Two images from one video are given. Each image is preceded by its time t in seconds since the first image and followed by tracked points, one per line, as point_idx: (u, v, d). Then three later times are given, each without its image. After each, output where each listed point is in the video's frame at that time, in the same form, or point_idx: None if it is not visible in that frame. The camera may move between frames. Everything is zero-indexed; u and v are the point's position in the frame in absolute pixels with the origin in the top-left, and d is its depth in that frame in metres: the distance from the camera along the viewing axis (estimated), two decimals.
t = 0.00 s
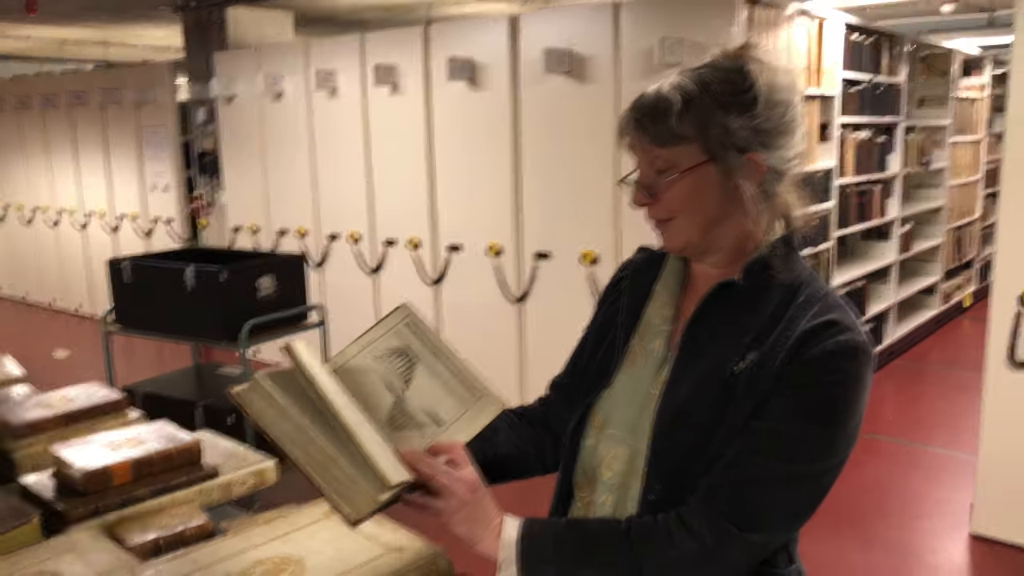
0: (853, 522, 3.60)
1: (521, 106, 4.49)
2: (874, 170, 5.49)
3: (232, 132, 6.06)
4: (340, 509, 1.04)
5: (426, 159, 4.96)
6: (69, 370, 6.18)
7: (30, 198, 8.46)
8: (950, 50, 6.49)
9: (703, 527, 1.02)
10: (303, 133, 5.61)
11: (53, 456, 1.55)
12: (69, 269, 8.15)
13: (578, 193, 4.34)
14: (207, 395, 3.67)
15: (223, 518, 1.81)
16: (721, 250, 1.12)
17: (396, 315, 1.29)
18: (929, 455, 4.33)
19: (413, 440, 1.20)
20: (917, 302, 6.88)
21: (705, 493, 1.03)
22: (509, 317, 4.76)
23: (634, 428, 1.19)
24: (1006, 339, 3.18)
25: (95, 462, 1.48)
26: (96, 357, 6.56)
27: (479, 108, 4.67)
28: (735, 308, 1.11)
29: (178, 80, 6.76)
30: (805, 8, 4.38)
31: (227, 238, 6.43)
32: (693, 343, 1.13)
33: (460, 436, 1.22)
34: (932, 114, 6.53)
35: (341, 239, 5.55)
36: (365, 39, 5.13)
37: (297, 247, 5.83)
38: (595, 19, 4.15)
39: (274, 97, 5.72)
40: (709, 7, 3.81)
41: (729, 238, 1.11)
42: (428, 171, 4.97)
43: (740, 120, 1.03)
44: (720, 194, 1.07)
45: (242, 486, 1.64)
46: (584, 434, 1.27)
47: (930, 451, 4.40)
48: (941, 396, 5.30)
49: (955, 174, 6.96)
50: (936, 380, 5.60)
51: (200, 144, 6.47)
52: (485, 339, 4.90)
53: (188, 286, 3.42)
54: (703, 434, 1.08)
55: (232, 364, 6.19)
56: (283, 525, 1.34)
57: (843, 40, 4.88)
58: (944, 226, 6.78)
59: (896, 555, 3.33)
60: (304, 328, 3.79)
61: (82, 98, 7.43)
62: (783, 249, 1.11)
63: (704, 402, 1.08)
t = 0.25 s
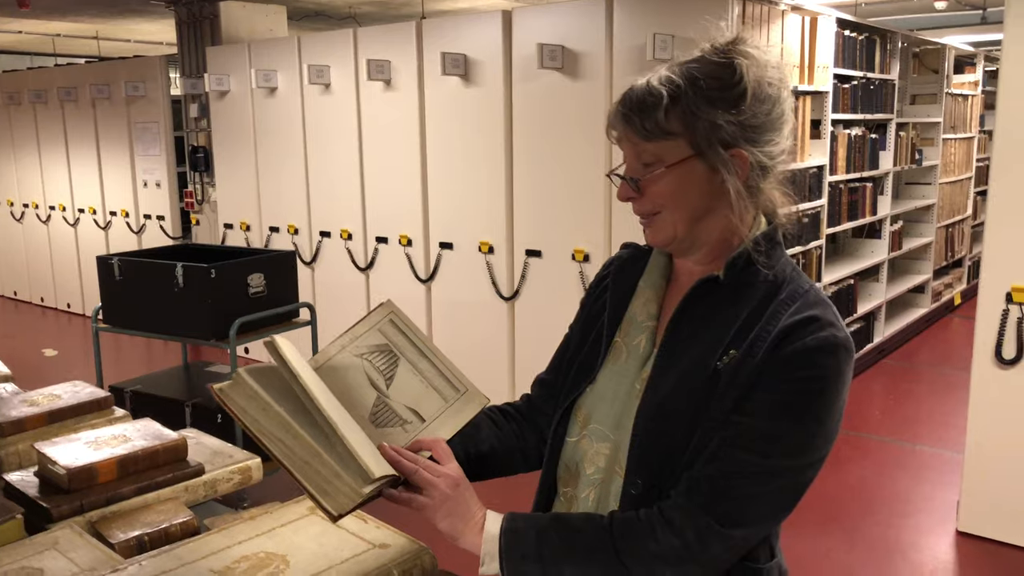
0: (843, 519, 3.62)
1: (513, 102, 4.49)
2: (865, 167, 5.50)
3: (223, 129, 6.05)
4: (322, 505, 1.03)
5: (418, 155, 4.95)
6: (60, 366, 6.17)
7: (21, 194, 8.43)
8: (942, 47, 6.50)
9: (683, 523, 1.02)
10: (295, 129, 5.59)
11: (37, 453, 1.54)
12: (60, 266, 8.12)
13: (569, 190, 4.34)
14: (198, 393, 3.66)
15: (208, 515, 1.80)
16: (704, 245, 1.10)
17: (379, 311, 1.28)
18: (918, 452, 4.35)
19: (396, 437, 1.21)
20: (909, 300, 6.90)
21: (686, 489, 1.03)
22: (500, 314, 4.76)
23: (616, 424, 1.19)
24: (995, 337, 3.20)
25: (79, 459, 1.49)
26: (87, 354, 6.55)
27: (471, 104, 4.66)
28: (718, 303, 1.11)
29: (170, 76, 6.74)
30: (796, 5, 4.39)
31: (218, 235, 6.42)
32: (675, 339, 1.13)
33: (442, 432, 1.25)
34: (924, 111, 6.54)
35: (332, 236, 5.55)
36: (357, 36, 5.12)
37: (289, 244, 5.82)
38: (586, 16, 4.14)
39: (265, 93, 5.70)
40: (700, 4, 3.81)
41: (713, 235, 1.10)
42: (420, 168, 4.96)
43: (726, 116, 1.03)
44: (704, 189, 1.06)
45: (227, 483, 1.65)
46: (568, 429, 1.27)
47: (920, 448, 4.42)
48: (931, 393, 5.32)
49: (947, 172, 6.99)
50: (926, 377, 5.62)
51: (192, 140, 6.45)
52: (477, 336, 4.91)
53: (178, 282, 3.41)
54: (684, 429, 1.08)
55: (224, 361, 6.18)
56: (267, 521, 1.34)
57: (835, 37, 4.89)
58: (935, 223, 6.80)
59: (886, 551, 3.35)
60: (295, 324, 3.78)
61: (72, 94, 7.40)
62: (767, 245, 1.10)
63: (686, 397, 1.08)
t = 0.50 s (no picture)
0: (835, 513, 3.64)
1: (506, 98, 4.50)
2: (858, 161, 5.52)
3: (217, 125, 6.05)
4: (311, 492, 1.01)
5: (411, 151, 4.96)
6: (55, 363, 6.17)
7: (16, 190, 8.41)
8: (934, 41, 6.52)
9: (664, 514, 1.03)
10: (289, 125, 5.59)
11: (27, 448, 1.55)
12: (55, 262, 8.12)
13: (562, 185, 4.35)
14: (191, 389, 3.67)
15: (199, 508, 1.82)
16: (681, 237, 1.13)
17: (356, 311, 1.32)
18: (910, 445, 4.37)
19: (380, 432, 1.21)
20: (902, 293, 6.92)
21: (667, 481, 1.05)
22: (494, 310, 4.77)
23: (598, 416, 1.21)
24: (985, 330, 3.21)
25: (69, 454, 1.50)
26: (82, 350, 6.55)
27: (464, 100, 4.67)
28: (696, 296, 1.13)
29: (163, 72, 6.73)
30: None
31: (212, 231, 6.42)
32: (655, 332, 1.15)
33: (425, 426, 1.26)
34: (917, 105, 6.56)
35: (327, 232, 5.55)
36: (350, 32, 5.13)
37: (283, 240, 5.83)
38: (579, 11, 4.15)
39: (258, 89, 5.70)
40: None
41: (690, 225, 1.12)
42: (413, 163, 4.97)
43: (704, 109, 1.04)
44: (681, 182, 1.08)
45: (218, 477, 1.66)
46: (549, 422, 1.28)
47: (911, 441, 4.44)
48: (924, 386, 5.35)
49: (940, 166, 7.00)
50: (919, 371, 5.65)
51: (185, 136, 6.45)
52: (470, 332, 4.92)
53: (171, 278, 3.42)
54: (663, 421, 1.10)
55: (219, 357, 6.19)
56: (255, 514, 1.35)
57: (827, 32, 4.90)
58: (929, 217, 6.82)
59: (876, 544, 3.37)
60: (288, 320, 3.79)
61: (66, 91, 7.39)
62: (742, 237, 1.12)
63: (665, 390, 1.09)
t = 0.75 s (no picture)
0: (833, 511, 3.66)
1: (507, 97, 4.52)
2: (859, 160, 5.53)
3: (221, 124, 6.09)
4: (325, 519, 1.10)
5: (413, 150, 4.99)
6: (61, 360, 6.23)
7: (22, 188, 8.48)
8: (937, 40, 6.52)
9: (675, 505, 1.03)
10: (292, 124, 5.63)
11: (27, 441, 1.59)
12: (61, 259, 8.18)
13: (562, 184, 4.37)
14: (194, 386, 3.72)
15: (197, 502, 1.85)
16: (652, 234, 1.15)
17: (331, 343, 1.32)
18: (909, 444, 4.39)
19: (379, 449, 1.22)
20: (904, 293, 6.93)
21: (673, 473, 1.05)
22: (495, 308, 4.80)
23: (582, 413, 1.23)
24: (982, 329, 3.23)
25: (67, 447, 1.53)
26: (88, 347, 6.61)
27: (465, 99, 4.69)
28: (674, 289, 1.14)
29: (168, 70, 6.78)
30: None
31: (217, 229, 6.47)
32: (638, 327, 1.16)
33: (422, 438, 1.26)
34: (920, 105, 6.56)
35: (329, 231, 5.59)
36: (353, 32, 5.16)
37: (286, 238, 5.87)
38: (579, 11, 4.17)
39: (262, 88, 5.74)
40: None
41: (658, 224, 1.14)
42: (415, 162, 5.00)
43: (664, 108, 1.06)
44: (647, 181, 1.10)
45: (213, 471, 1.69)
46: (532, 421, 1.31)
47: (910, 441, 4.45)
48: (924, 385, 5.36)
49: (943, 165, 7.00)
50: (920, 370, 5.66)
51: (190, 135, 6.49)
52: (472, 330, 4.95)
53: (173, 276, 3.45)
54: (652, 416, 1.11)
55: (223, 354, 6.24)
56: (248, 506, 1.38)
57: (828, 31, 4.91)
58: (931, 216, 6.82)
59: (873, 542, 3.39)
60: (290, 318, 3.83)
61: (72, 89, 7.45)
62: (711, 229, 1.15)
63: (650, 384, 1.11)
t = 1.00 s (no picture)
0: (830, 509, 3.67)
1: (511, 95, 4.54)
2: (863, 160, 5.53)
3: (227, 120, 6.13)
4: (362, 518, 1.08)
5: (417, 147, 5.02)
6: (68, 354, 6.28)
7: (31, 183, 8.54)
8: (943, 40, 6.50)
9: (641, 476, 1.05)
10: (298, 121, 5.66)
11: (28, 430, 1.62)
12: (69, 254, 8.24)
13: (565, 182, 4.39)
14: (198, 379, 3.76)
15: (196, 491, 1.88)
16: (622, 226, 1.19)
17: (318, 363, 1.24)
18: (910, 444, 4.39)
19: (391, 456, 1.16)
20: (909, 293, 6.92)
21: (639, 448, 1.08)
22: (498, 305, 4.82)
23: (560, 404, 1.26)
24: (981, 329, 3.23)
25: (67, 436, 1.56)
26: (94, 341, 6.66)
27: (469, 96, 4.72)
28: (645, 275, 1.18)
29: (176, 67, 6.82)
30: None
31: (223, 225, 6.51)
32: (610, 314, 1.20)
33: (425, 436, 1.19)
34: (926, 105, 6.55)
35: (334, 227, 5.62)
36: (358, 29, 5.19)
37: (291, 234, 5.90)
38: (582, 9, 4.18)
39: (268, 85, 5.78)
40: None
41: (627, 215, 1.18)
42: (419, 159, 5.03)
43: (627, 105, 1.08)
44: (615, 175, 1.13)
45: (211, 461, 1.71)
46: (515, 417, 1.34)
47: (910, 440, 4.46)
48: (927, 386, 5.36)
49: (949, 166, 6.99)
50: (923, 371, 5.66)
51: (197, 131, 6.53)
52: (474, 327, 4.97)
53: (177, 270, 3.49)
54: (625, 396, 1.15)
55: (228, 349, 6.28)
56: (242, 494, 1.41)
57: (832, 31, 4.91)
58: (937, 216, 6.81)
59: (870, 540, 3.40)
60: (293, 312, 3.86)
61: (81, 86, 7.50)
62: (677, 218, 1.19)
63: (622, 367, 1.15)
